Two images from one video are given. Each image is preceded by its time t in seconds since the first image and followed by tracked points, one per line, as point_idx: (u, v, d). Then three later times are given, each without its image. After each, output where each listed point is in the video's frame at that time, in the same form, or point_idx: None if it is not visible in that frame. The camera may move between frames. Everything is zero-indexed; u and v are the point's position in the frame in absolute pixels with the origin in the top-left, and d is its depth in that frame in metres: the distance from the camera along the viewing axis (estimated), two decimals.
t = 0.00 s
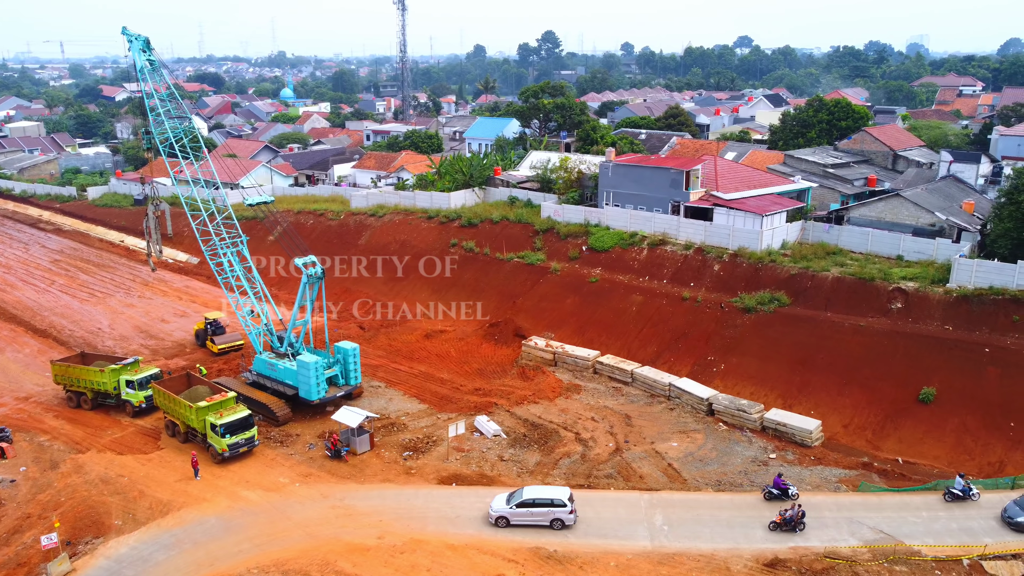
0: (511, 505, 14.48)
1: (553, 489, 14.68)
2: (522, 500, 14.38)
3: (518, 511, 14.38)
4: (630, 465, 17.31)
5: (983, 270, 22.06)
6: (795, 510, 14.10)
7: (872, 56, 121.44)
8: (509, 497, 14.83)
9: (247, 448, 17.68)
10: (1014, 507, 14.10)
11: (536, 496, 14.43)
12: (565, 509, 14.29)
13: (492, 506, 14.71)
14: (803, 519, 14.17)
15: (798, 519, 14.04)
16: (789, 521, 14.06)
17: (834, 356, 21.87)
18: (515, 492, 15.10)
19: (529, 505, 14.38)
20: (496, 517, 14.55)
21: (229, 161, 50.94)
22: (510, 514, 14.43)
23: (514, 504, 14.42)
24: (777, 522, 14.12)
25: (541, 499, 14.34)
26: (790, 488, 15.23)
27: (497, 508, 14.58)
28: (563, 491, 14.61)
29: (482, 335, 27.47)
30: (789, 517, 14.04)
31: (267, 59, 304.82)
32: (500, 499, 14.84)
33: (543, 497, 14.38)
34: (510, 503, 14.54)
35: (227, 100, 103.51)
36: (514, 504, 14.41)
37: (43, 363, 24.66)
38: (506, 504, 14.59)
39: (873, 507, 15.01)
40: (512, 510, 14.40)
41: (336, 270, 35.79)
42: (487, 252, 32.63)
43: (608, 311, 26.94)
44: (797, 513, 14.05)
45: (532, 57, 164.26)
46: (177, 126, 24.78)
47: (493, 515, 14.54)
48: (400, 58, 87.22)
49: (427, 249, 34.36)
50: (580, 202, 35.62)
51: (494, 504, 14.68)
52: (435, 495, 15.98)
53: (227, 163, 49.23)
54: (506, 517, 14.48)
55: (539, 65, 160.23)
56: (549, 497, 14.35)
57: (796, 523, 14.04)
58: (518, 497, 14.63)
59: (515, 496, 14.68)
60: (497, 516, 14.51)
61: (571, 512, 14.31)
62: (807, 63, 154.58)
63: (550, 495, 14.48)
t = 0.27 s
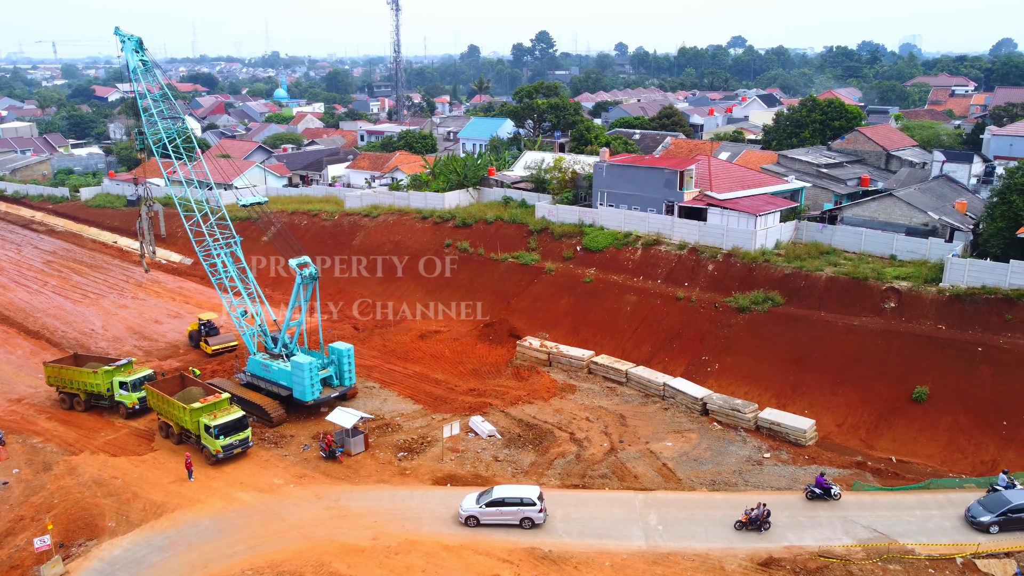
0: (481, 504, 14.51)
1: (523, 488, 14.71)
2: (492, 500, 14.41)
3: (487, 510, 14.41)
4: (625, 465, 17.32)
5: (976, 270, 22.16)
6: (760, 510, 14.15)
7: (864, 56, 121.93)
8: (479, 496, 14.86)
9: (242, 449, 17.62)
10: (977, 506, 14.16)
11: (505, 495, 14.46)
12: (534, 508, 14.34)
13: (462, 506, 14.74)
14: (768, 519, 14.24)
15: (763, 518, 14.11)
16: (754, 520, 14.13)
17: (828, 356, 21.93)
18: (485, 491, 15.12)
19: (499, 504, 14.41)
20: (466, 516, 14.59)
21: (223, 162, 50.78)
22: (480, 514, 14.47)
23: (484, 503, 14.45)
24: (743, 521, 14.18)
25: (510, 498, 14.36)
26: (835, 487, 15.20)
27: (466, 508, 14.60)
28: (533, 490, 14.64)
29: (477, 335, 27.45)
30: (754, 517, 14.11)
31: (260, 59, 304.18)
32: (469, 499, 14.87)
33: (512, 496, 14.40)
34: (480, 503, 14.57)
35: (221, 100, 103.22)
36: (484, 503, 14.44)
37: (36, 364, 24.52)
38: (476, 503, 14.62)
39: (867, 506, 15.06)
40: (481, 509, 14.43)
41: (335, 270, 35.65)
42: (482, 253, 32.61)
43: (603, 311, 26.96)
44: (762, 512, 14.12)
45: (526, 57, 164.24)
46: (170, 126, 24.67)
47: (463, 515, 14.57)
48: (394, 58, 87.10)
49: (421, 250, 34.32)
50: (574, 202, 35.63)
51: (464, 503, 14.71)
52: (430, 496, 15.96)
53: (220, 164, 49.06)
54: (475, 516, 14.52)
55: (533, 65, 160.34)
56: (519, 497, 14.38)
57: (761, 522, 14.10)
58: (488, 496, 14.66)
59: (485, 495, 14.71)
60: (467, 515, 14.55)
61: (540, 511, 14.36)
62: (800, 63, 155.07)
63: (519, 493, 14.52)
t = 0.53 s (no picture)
0: (452, 504, 14.55)
1: (494, 488, 14.76)
2: (462, 499, 14.46)
3: (458, 510, 14.45)
4: (619, 465, 17.34)
5: (968, 269, 22.27)
6: (726, 509, 14.22)
7: (857, 56, 122.44)
8: (450, 496, 14.90)
9: (236, 451, 17.57)
10: (942, 506, 14.18)
11: (476, 495, 14.50)
12: (505, 507, 14.39)
13: (433, 506, 14.78)
14: (734, 518, 14.30)
15: (729, 517, 14.16)
16: (720, 519, 14.18)
17: (822, 355, 22.01)
18: (457, 491, 15.16)
19: (469, 504, 14.45)
20: (437, 516, 14.63)
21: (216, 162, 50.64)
22: (451, 514, 14.51)
23: (454, 503, 14.49)
24: (709, 520, 14.23)
25: (480, 498, 14.40)
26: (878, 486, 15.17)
27: (437, 508, 14.64)
28: (503, 490, 14.69)
29: (472, 336, 27.44)
30: (719, 516, 14.16)
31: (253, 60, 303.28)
32: (440, 499, 14.90)
33: (482, 496, 14.44)
34: (451, 503, 14.61)
35: (213, 100, 102.95)
36: (455, 503, 14.48)
37: (28, 366, 24.40)
38: (446, 503, 14.66)
39: (861, 505, 15.11)
40: (452, 509, 14.48)
41: (335, 270, 35.39)
42: (476, 253, 32.60)
43: (597, 311, 26.99)
44: (728, 512, 14.16)
45: (520, 57, 164.31)
46: (163, 126, 24.63)
47: (433, 515, 14.61)
48: (388, 58, 86.99)
49: (415, 250, 34.29)
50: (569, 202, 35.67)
51: (435, 503, 14.75)
52: (425, 497, 15.94)
53: (214, 164, 48.90)
54: (446, 516, 14.56)
55: (527, 65, 160.39)
56: (489, 496, 14.42)
57: (727, 522, 14.16)
58: (459, 496, 14.71)
59: (456, 495, 14.75)
60: (438, 515, 14.58)
61: (510, 511, 14.40)
62: (794, 62, 155.56)
63: (490, 493, 14.56)
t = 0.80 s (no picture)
0: (423, 505, 14.58)
1: (466, 488, 14.78)
2: (433, 500, 14.49)
3: (428, 510, 14.49)
4: (614, 464, 17.36)
5: (961, 268, 22.37)
6: (693, 509, 14.27)
7: (851, 57, 122.87)
8: (422, 497, 14.93)
9: (230, 452, 17.52)
10: (907, 506, 14.21)
11: (447, 495, 14.52)
12: (476, 507, 14.40)
13: (404, 507, 14.81)
14: (701, 518, 14.33)
15: (696, 517, 14.20)
16: (687, 519, 14.23)
17: (815, 355, 22.08)
18: (429, 491, 15.19)
19: (440, 505, 14.47)
20: (408, 517, 14.65)
21: (210, 163, 50.49)
22: (422, 514, 14.54)
23: (426, 504, 14.53)
24: (676, 520, 14.30)
25: (451, 498, 14.43)
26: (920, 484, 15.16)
27: (408, 509, 14.67)
28: (475, 490, 14.71)
29: (466, 336, 27.43)
30: (686, 516, 14.21)
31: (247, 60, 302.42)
32: (412, 499, 14.94)
33: (454, 497, 14.46)
34: (422, 503, 14.65)
35: (207, 100, 102.67)
36: (425, 504, 14.52)
37: (21, 367, 24.27)
38: (418, 504, 14.69)
39: (855, 504, 15.16)
40: (423, 510, 14.51)
41: (335, 270, 35.20)
42: (471, 253, 32.59)
43: (592, 311, 27.01)
44: (694, 512, 14.21)
45: (514, 57, 164.39)
46: (157, 127, 24.51)
47: (405, 515, 14.64)
48: (382, 58, 86.88)
49: (410, 250, 34.25)
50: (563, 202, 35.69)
51: (407, 504, 14.78)
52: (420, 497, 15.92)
53: (208, 165, 48.76)
54: (417, 517, 14.59)
55: (521, 65, 160.43)
56: (460, 496, 14.45)
57: (694, 522, 14.20)
58: (431, 497, 14.74)
59: (428, 496, 14.78)
60: (409, 516, 14.61)
61: (481, 510, 14.41)
62: (787, 62, 156.04)
63: (461, 493, 14.59)
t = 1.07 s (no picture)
0: (396, 506, 14.59)
1: (438, 489, 14.83)
2: (406, 500, 14.51)
3: (401, 511, 14.50)
4: (609, 464, 17.37)
5: (955, 268, 22.46)
6: (660, 509, 14.33)
7: (844, 57, 123.30)
8: (395, 498, 14.93)
9: (225, 453, 17.45)
10: (872, 507, 14.28)
11: (419, 496, 14.55)
12: (448, 507, 14.44)
13: (376, 508, 14.79)
14: (668, 518, 14.38)
15: (663, 517, 14.25)
16: (654, 519, 14.28)
17: (810, 355, 22.13)
18: (401, 493, 15.19)
19: (413, 505, 14.50)
20: (380, 518, 14.63)
21: (203, 163, 50.31)
22: (394, 515, 14.54)
23: (398, 505, 14.54)
24: (643, 520, 14.34)
25: (424, 499, 14.46)
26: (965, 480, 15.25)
27: (381, 510, 14.66)
28: (447, 490, 14.76)
29: (461, 337, 27.40)
30: (654, 515, 14.27)
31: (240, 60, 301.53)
32: (384, 501, 14.93)
33: (426, 497, 14.50)
34: (394, 504, 14.65)
35: (199, 100, 102.31)
36: (398, 505, 14.53)
37: (14, 369, 24.14)
38: (390, 505, 14.69)
39: (850, 503, 15.19)
40: (395, 511, 14.52)
41: (335, 269, 35.04)
42: (465, 254, 32.56)
43: (587, 311, 27.02)
44: (661, 511, 14.26)
45: (508, 57, 164.43)
46: (150, 127, 24.48)
47: (377, 517, 14.62)
48: (376, 58, 86.74)
49: (405, 251, 34.20)
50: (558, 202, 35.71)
51: (379, 505, 14.78)
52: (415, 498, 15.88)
53: (201, 165, 48.62)
54: (390, 518, 14.58)
55: (515, 65, 160.41)
56: (432, 497, 14.48)
57: (661, 521, 14.25)
58: (403, 498, 14.76)
59: (400, 497, 14.79)
60: (381, 517, 14.59)
61: (454, 510, 14.47)
62: (781, 63, 156.45)
63: (433, 494, 14.62)
